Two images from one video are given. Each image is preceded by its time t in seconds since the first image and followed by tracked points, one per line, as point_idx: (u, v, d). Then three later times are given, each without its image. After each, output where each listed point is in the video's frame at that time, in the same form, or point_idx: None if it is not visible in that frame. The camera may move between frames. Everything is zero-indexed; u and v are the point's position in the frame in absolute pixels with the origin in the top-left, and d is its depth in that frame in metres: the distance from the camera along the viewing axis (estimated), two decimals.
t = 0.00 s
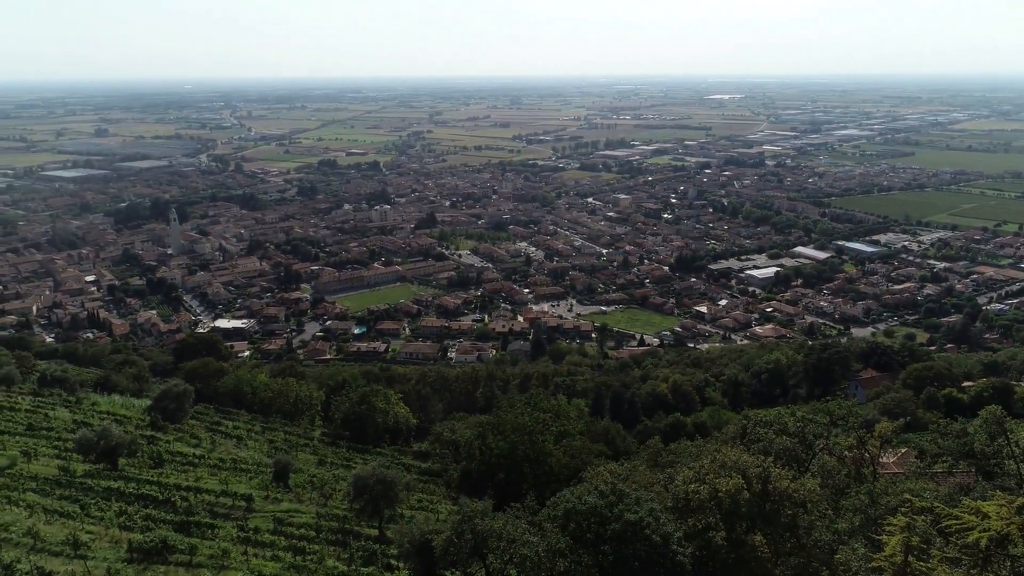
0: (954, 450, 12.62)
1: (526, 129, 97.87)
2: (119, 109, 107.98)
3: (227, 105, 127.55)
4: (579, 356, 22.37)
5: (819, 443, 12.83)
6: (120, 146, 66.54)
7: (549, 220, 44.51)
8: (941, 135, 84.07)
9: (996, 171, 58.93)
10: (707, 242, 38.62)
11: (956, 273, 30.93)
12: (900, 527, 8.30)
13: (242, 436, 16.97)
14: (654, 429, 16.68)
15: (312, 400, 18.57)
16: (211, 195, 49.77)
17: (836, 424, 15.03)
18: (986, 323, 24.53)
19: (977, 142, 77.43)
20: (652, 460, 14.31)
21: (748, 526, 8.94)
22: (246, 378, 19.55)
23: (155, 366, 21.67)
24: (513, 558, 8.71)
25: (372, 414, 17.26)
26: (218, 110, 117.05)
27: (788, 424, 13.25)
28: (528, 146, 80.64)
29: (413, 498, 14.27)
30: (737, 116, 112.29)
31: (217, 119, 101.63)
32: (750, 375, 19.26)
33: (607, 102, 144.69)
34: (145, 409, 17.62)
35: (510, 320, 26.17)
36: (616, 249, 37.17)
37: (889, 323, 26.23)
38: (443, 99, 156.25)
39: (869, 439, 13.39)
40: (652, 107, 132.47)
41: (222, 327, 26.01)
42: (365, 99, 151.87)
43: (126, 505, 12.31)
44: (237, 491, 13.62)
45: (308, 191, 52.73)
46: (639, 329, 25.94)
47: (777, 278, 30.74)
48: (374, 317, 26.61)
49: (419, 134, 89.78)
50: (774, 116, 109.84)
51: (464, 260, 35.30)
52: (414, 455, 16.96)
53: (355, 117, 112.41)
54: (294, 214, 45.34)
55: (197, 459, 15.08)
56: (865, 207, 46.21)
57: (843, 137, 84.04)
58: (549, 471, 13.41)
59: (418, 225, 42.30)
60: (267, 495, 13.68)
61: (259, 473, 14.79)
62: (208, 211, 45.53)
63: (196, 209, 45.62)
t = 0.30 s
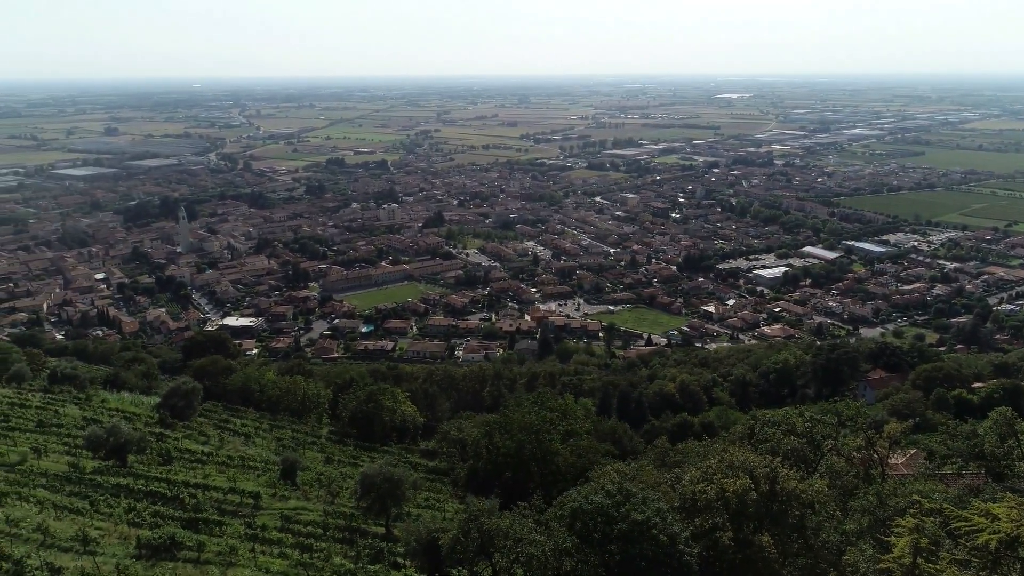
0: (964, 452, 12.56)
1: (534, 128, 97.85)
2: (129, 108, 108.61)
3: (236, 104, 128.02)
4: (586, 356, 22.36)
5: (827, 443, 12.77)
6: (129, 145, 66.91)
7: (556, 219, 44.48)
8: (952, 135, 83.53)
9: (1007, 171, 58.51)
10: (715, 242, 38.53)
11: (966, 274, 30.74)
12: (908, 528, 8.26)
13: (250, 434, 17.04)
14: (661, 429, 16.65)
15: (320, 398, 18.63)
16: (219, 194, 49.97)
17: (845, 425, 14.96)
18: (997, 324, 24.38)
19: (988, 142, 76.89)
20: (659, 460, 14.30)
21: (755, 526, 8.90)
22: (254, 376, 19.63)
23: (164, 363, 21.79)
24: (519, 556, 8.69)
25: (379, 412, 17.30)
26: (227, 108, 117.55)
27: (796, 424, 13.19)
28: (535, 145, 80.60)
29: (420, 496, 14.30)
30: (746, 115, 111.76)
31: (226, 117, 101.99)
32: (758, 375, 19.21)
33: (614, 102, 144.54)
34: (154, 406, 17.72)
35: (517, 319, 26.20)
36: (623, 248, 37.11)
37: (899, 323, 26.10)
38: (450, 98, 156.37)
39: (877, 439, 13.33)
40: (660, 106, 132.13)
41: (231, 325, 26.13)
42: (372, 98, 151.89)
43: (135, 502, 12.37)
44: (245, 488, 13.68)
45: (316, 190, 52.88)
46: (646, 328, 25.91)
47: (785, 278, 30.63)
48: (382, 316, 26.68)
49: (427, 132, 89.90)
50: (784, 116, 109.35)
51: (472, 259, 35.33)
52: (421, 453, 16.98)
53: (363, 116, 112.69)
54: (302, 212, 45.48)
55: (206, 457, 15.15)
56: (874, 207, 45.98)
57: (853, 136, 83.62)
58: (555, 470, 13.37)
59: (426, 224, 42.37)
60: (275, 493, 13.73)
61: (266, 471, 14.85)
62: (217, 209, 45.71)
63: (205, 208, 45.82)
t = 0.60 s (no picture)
0: (974, 452, 12.49)
1: (543, 126, 97.75)
2: (141, 105, 109.20)
3: (246, 101, 128.41)
4: (594, 354, 22.35)
5: (835, 443, 12.72)
6: (140, 142, 67.29)
7: (565, 217, 44.42)
8: (965, 133, 82.86)
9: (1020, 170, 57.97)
10: (724, 240, 38.40)
11: (978, 273, 30.51)
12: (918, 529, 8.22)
13: (259, 430, 17.13)
14: (669, 427, 16.63)
15: (329, 394, 18.70)
16: (229, 191, 50.16)
17: (853, 425, 14.90)
18: (1009, 324, 24.21)
19: (1001, 140, 76.22)
20: (667, 458, 14.29)
21: (763, 525, 8.87)
22: (263, 372, 19.72)
23: (174, 359, 21.92)
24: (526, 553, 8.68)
25: (387, 409, 17.35)
26: (237, 106, 117.97)
27: (804, 423, 13.14)
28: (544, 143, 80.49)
29: (428, 493, 14.34)
30: (756, 113, 111.21)
31: (235, 115, 102.43)
32: (767, 375, 19.16)
33: (624, 99, 144.16)
34: (164, 402, 17.84)
35: (525, 317, 26.21)
36: (632, 246, 37.03)
37: (909, 323, 25.95)
38: (459, 95, 156.49)
39: (887, 439, 13.26)
40: (670, 104, 131.65)
41: (240, 322, 26.27)
42: (380, 95, 152.04)
43: (145, 497, 12.47)
44: (253, 484, 13.76)
45: (325, 187, 53.01)
46: (655, 327, 25.86)
47: (795, 277, 30.49)
48: (390, 313, 26.76)
49: (435, 130, 89.95)
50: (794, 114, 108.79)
51: (480, 256, 35.35)
52: (429, 450, 17.02)
53: (373, 113, 112.85)
54: (311, 210, 45.62)
55: (215, 452, 15.25)
56: (885, 206, 45.68)
57: (864, 135, 83.07)
58: (563, 468, 13.33)
59: (434, 222, 42.40)
60: (283, 489, 13.81)
61: (275, 467, 14.93)
62: (227, 206, 45.90)
63: (215, 205, 46.01)
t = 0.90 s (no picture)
0: (988, 452, 12.38)
1: (554, 122, 97.67)
2: (156, 102, 110.03)
3: (259, 97, 129.16)
4: (604, 352, 22.32)
5: (847, 442, 12.63)
6: (154, 138, 67.75)
7: (576, 214, 44.36)
8: (981, 131, 81.99)
9: None
10: (736, 238, 38.22)
11: (993, 272, 30.20)
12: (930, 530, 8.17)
13: (270, 425, 17.23)
14: (680, 425, 16.59)
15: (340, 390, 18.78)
16: (241, 187, 50.39)
17: (865, 424, 14.80)
18: None
19: (1017, 138, 75.36)
20: (677, 456, 14.27)
21: (773, 524, 8.84)
22: (274, 367, 19.83)
23: (186, 354, 22.08)
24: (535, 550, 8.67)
25: (397, 405, 17.41)
26: (249, 102, 118.51)
27: (816, 422, 13.05)
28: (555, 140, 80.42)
29: (438, 489, 14.39)
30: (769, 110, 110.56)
31: (248, 111, 102.97)
32: (778, 373, 19.09)
33: (636, 96, 143.66)
34: (176, 397, 17.97)
35: (536, 314, 26.21)
36: (643, 244, 36.95)
37: (922, 322, 25.75)
38: (470, 92, 156.46)
39: (899, 439, 13.16)
40: (682, 101, 131.05)
41: (252, 317, 26.42)
42: (392, 92, 152.33)
43: (158, 490, 12.58)
44: (264, 478, 13.85)
45: (337, 183, 53.19)
46: (665, 325, 25.80)
47: (807, 275, 30.32)
48: (401, 309, 26.84)
49: (446, 126, 90.03)
50: (807, 111, 107.97)
51: (490, 253, 35.37)
52: (438, 447, 17.05)
53: (384, 110, 113.08)
54: (323, 206, 45.79)
55: (227, 446, 15.36)
56: (899, 204, 45.29)
57: (878, 132, 82.40)
58: (572, 465, 13.28)
59: (445, 218, 42.46)
60: (294, 483, 13.91)
61: (286, 461, 15.02)
62: (239, 202, 46.13)
63: (228, 201, 46.24)
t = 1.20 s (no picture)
0: (1002, 454, 12.27)
1: (565, 120, 97.55)
2: (169, 98, 110.85)
3: (271, 94, 129.81)
4: (615, 350, 22.31)
5: (859, 442, 12.56)
6: (167, 135, 68.24)
7: (587, 212, 44.31)
8: (997, 129, 81.09)
9: None
10: (747, 236, 38.06)
11: (1009, 272, 29.88)
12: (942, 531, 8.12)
13: (281, 421, 17.33)
14: (690, 424, 16.57)
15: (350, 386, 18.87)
16: (253, 184, 50.65)
17: (878, 424, 14.71)
18: None
19: None
20: (687, 455, 14.24)
21: (784, 524, 8.82)
22: (285, 363, 19.93)
23: (199, 350, 22.26)
24: (544, 547, 8.69)
25: (407, 402, 17.46)
26: (261, 99, 119.10)
27: (827, 422, 12.97)
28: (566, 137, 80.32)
29: (447, 486, 14.43)
30: (782, 108, 109.90)
31: (261, 108, 103.47)
32: (789, 373, 19.03)
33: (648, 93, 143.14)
34: (189, 392, 18.12)
35: (546, 312, 26.23)
36: (654, 242, 36.85)
37: (936, 322, 25.55)
38: (481, 89, 156.41)
39: (911, 440, 13.06)
40: (694, 99, 130.51)
41: (264, 313, 26.60)
42: (403, 89, 152.65)
43: (170, 484, 12.69)
44: (275, 474, 13.94)
45: (348, 180, 53.40)
46: (676, 323, 25.75)
47: (819, 275, 30.16)
48: (411, 307, 26.91)
49: (457, 124, 90.13)
50: (822, 108, 107.19)
51: (501, 251, 35.37)
52: (449, 444, 17.10)
53: (395, 107, 113.28)
54: (335, 203, 45.94)
55: (238, 442, 15.46)
56: (913, 203, 44.91)
57: (893, 130, 81.70)
58: (582, 463, 13.29)
59: (456, 215, 42.52)
60: (305, 479, 13.98)
61: (297, 457, 15.11)
62: (251, 199, 46.39)
63: (240, 197, 46.53)
